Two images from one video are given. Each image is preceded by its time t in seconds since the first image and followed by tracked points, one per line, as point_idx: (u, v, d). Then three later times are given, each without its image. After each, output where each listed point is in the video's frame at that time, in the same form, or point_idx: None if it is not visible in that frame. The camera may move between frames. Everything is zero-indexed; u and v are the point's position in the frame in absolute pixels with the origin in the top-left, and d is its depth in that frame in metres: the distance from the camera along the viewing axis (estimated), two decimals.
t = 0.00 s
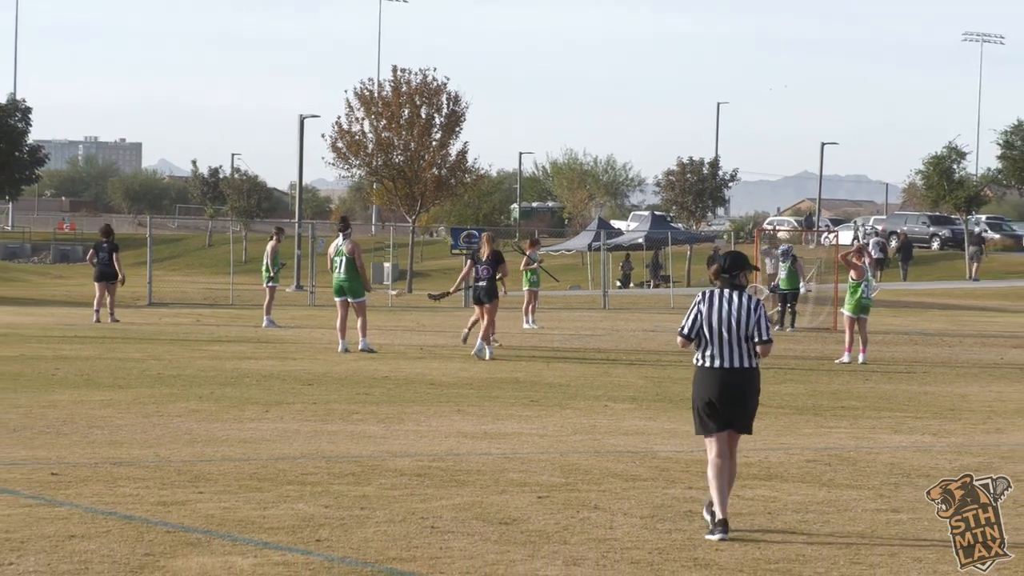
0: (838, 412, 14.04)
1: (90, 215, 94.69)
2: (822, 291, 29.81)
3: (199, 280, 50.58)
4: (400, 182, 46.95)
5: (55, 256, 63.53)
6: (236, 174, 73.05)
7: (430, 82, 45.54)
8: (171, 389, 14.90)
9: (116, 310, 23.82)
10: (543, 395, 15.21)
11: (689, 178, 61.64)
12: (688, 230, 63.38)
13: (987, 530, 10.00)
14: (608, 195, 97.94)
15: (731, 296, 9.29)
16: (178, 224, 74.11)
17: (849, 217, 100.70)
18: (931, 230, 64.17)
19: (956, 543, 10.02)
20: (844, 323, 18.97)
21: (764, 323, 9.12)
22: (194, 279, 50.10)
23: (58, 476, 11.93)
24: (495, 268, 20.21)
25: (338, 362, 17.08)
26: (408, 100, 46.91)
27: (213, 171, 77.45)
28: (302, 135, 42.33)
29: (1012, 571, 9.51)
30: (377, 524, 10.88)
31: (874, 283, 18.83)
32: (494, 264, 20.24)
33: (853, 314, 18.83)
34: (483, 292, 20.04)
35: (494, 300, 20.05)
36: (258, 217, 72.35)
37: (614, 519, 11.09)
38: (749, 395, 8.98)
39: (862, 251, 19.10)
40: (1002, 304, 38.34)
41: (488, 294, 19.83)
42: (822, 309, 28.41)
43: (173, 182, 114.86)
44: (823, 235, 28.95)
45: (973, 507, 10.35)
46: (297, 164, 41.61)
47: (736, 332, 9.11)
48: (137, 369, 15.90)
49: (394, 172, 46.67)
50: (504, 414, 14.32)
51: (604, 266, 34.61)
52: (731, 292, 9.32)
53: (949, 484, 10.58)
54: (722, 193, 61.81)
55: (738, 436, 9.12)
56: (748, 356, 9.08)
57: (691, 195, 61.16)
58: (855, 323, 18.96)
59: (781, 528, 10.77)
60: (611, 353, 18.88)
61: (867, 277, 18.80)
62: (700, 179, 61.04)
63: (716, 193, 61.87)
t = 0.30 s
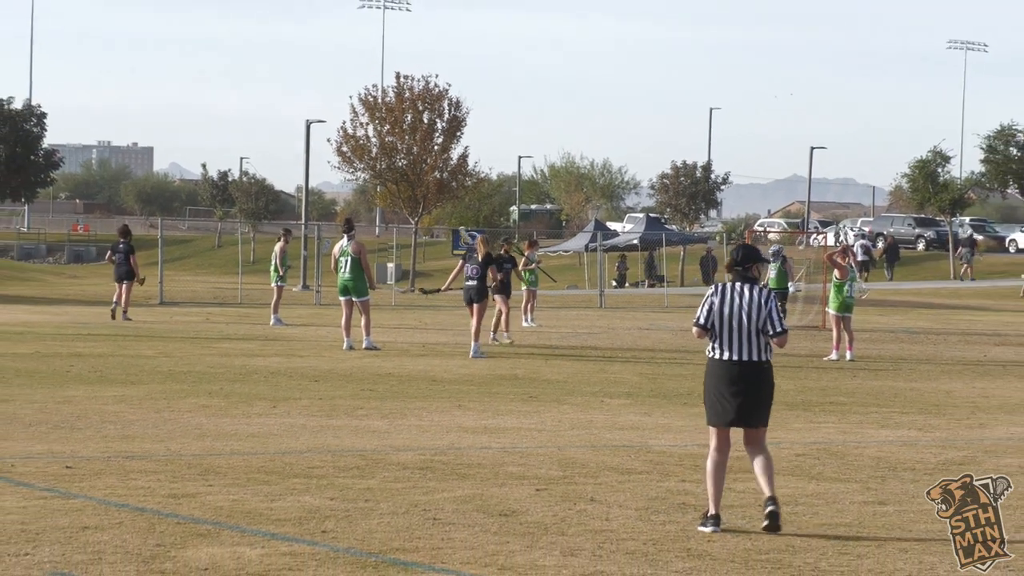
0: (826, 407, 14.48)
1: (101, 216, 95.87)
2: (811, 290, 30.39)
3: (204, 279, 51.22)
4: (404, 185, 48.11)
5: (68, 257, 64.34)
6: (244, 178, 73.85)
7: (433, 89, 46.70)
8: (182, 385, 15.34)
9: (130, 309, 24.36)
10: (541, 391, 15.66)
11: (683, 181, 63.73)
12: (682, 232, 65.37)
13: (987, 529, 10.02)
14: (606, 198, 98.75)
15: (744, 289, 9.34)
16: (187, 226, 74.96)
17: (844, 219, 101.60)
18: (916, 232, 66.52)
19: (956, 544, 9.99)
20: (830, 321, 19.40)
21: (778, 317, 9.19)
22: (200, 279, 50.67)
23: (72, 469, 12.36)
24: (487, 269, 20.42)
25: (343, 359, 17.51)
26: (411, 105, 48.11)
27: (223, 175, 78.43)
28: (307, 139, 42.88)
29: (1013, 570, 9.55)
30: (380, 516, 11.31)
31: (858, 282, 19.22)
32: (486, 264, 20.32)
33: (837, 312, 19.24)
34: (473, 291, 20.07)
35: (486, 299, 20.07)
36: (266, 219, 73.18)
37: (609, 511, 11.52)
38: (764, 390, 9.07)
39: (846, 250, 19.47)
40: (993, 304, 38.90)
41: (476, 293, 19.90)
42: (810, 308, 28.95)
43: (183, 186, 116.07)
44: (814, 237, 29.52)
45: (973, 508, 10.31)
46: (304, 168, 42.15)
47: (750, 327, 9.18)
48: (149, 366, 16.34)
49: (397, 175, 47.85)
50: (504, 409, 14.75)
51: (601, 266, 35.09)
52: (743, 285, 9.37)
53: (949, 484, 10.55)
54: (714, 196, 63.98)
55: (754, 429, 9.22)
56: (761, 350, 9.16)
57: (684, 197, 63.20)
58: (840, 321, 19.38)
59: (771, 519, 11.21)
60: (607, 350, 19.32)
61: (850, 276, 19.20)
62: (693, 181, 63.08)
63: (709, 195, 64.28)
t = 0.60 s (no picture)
0: (816, 403, 14.93)
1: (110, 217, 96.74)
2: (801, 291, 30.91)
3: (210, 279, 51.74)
4: (407, 189, 49.01)
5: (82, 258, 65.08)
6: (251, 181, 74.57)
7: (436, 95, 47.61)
8: (192, 381, 15.78)
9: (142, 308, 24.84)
10: (539, 388, 16.11)
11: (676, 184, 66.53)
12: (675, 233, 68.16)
13: (987, 529, 10.28)
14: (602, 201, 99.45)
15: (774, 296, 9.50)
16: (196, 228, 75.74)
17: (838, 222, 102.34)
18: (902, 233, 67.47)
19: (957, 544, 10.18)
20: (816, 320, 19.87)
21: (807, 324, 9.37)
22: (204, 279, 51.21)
23: (86, 463, 12.77)
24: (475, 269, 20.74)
25: (349, 356, 17.95)
26: (414, 111, 49.00)
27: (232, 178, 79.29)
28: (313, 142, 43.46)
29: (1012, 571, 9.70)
30: (384, 509, 11.74)
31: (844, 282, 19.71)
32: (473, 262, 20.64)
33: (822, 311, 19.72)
34: (462, 291, 20.49)
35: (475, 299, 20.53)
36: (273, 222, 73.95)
37: (606, 504, 11.95)
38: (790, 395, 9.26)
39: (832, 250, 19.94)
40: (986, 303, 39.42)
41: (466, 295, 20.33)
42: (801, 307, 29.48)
43: (193, 188, 117.01)
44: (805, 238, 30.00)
45: (973, 507, 10.64)
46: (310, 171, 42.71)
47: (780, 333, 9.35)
48: (159, 363, 16.78)
49: (400, 179, 48.76)
50: (504, 405, 15.20)
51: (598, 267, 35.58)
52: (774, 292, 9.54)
53: (949, 484, 10.84)
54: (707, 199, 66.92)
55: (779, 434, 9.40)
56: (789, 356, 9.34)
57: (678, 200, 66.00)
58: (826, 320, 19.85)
59: (763, 511, 11.64)
60: (603, 348, 19.75)
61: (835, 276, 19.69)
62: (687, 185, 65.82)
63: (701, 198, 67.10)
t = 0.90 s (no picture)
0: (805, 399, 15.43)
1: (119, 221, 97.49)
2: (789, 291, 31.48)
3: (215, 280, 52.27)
4: (408, 193, 49.51)
5: (94, 259, 65.75)
6: (258, 185, 75.15)
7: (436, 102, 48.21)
8: (200, 379, 16.25)
9: (153, 309, 25.34)
10: (536, 385, 16.60)
11: (669, 188, 68.18)
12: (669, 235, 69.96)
13: (986, 528, 10.64)
14: (598, 206, 100.01)
15: (792, 297, 9.67)
16: (203, 230, 76.48)
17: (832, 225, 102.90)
18: (887, 236, 67.58)
19: (959, 543, 10.49)
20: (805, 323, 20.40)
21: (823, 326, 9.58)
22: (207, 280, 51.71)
23: (98, 458, 13.22)
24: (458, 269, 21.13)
25: (353, 355, 18.44)
26: (415, 117, 49.65)
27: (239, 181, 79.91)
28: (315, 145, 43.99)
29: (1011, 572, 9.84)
30: (386, 502, 12.20)
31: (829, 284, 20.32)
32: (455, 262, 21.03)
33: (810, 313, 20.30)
34: (444, 291, 20.92)
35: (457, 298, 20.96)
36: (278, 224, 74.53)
37: (601, 497, 12.41)
38: (805, 394, 9.51)
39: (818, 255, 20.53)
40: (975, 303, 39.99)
41: (449, 295, 20.78)
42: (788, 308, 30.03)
43: (203, 190, 117.83)
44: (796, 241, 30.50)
45: (973, 507, 11.12)
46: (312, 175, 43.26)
47: (797, 333, 9.54)
48: (169, 361, 17.26)
49: (401, 183, 49.30)
50: (503, 401, 15.68)
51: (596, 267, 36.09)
52: (790, 293, 9.70)
53: (949, 485, 11.34)
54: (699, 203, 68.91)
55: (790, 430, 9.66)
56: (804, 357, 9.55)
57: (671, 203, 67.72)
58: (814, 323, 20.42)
59: (752, 504, 12.11)
60: (599, 347, 20.22)
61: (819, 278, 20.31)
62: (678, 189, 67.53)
63: (693, 202, 68.67)
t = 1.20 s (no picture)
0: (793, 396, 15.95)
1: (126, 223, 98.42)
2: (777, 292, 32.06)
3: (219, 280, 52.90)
4: (408, 196, 50.03)
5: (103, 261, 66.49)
6: (262, 189, 75.80)
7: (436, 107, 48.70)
8: (207, 376, 16.72)
9: (161, 308, 25.85)
10: (532, 382, 17.08)
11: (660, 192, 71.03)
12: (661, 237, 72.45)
13: (987, 530, 10.56)
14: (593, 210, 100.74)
15: (794, 296, 9.58)
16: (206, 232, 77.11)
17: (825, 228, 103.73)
18: (872, 238, 68.36)
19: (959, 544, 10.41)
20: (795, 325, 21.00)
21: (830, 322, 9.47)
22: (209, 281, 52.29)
23: (108, 453, 13.69)
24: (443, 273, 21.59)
25: (356, 353, 18.93)
26: (415, 123, 50.13)
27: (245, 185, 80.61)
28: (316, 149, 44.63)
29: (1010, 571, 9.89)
30: (387, 495, 12.66)
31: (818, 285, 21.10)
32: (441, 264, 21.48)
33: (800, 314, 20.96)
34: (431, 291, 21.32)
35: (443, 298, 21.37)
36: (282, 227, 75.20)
37: (594, 490, 12.88)
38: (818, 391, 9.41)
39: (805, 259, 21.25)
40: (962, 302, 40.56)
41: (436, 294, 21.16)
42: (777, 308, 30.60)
43: (207, 194, 118.75)
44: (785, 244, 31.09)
45: (973, 507, 11.05)
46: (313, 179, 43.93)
47: (803, 332, 9.44)
48: (177, 359, 17.72)
49: (401, 187, 49.84)
50: (500, 398, 16.15)
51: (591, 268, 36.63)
52: (793, 293, 9.61)
53: (949, 484, 11.29)
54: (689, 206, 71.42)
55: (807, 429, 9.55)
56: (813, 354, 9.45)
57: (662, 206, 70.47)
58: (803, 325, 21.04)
59: (740, 497, 12.57)
60: (594, 346, 20.71)
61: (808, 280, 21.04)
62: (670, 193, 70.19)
63: (683, 205, 71.21)
